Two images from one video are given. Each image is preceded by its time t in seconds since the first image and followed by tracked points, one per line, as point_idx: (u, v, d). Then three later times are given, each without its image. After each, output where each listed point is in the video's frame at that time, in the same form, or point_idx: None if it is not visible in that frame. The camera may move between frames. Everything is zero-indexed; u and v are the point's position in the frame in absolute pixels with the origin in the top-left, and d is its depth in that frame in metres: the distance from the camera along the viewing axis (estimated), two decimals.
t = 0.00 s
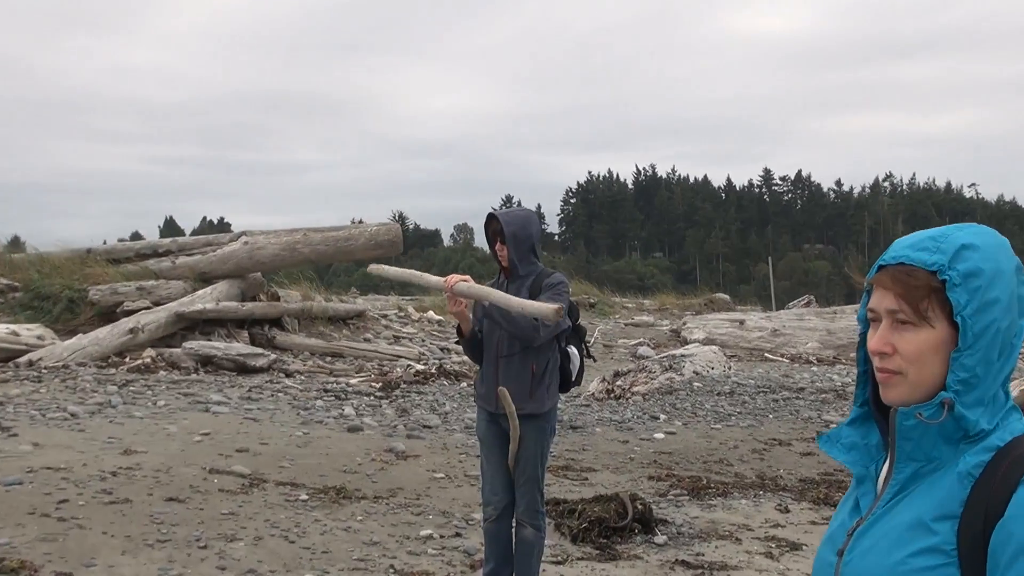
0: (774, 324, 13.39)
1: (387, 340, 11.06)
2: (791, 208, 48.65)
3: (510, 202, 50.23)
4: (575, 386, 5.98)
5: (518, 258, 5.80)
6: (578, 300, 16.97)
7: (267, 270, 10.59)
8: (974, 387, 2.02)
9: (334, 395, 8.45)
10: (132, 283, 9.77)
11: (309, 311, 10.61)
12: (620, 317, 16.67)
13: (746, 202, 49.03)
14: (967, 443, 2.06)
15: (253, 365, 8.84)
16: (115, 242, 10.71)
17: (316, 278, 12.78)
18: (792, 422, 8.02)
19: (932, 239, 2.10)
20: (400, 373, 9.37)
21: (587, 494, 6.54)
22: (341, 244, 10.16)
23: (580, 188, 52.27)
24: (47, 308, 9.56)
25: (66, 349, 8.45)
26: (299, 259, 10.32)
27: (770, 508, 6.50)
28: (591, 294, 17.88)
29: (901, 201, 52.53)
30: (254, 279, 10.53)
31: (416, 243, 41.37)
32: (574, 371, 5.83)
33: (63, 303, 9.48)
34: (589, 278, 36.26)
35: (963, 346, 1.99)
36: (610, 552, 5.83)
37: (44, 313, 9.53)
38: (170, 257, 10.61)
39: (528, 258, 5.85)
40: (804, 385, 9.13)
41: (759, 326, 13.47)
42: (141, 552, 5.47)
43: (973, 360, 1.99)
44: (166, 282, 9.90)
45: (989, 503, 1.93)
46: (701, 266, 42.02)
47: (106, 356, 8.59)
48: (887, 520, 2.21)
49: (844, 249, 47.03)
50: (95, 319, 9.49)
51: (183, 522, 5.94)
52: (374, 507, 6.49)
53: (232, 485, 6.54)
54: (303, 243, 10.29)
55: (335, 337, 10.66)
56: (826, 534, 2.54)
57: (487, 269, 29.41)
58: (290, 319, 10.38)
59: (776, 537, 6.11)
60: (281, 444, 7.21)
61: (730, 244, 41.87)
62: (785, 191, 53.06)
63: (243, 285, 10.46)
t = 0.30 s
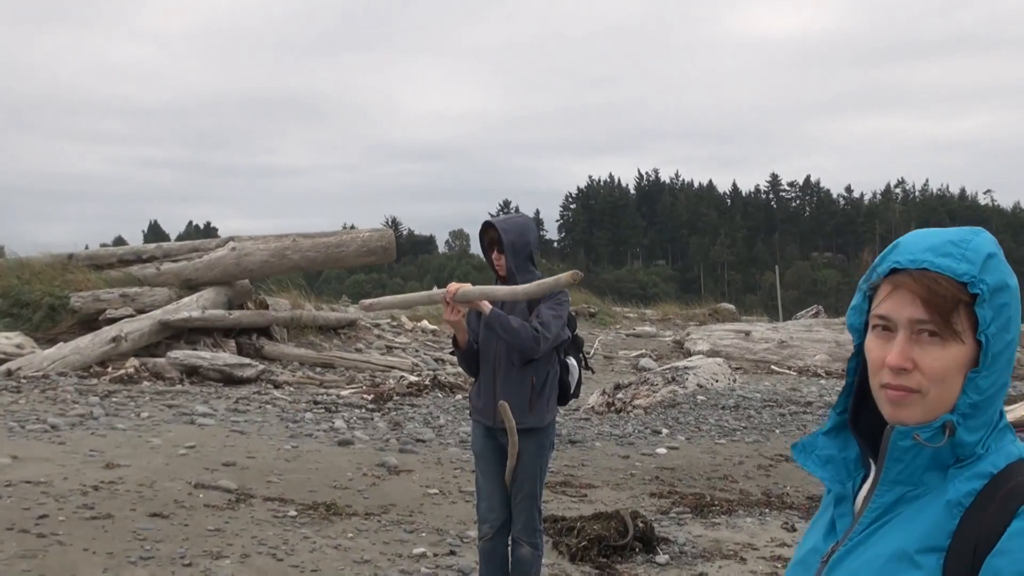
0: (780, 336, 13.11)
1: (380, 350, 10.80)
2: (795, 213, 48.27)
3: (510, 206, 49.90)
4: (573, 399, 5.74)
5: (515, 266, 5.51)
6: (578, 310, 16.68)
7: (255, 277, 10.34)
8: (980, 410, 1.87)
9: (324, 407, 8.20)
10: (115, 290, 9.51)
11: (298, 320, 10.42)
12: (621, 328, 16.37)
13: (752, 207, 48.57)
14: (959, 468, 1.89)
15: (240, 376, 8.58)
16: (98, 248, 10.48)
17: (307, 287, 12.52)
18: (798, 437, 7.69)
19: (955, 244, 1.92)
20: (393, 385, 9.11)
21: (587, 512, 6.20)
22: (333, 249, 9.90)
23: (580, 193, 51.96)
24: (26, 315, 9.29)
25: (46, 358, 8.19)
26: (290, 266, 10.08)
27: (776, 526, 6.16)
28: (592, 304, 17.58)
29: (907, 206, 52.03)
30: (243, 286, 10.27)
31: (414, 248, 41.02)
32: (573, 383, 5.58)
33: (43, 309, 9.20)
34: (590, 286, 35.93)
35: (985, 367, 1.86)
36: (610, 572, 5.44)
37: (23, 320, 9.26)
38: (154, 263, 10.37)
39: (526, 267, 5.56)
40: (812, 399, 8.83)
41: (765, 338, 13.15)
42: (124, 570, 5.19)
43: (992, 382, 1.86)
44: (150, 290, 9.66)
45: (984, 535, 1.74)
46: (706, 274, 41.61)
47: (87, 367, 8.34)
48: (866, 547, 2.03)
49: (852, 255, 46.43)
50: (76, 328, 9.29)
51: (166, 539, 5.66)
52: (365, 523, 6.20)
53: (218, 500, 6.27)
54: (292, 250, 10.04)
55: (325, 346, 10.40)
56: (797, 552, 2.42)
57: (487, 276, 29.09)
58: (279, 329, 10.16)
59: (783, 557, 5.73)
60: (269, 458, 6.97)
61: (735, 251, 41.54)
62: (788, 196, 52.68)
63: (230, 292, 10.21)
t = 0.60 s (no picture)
0: (792, 345, 13.06)
1: (390, 355, 10.81)
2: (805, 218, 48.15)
3: (518, 209, 49.90)
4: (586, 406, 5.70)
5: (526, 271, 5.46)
6: (589, 316, 16.66)
7: (267, 280, 10.36)
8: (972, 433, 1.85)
9: (335, 411, 8.21)
10: (128, 293, 9.54)
11: (309, 324, 10.39)
12: (632, 335, 16.35)
13: (761, 211, 48.46)
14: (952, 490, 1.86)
15: (251, 379, 8.59)
16: (111, 250, 10.50)
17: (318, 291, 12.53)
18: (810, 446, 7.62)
19: (940, 260, 1.89)
20: (404, 390, 9.11)
21: (597, 519, 6.18)
22: (345, 254, 9.92)
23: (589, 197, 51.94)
24: (38, 316, 9.32)
25: (59, 360, 8.22)
26: (301, 270, 10.11)
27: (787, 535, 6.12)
28: (603, 310, 17.56)
29: (917, 213, 51.83)
30: (255, 290, 10.29)
31: (423, 252, 40.94)
32: (585, 391, 5.55)
33: (56, 311, 9.23)
34: (600, 291, 35.93)
35: (977, 389, 1.84)
36: None
37: (35, 321, 9.29)
38: (167, 266, 10.39)
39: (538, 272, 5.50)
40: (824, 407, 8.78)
41: (777, 347, 13.09)
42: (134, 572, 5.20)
43: (980, 404, 1.84)
44: (162, 292, 9.69)
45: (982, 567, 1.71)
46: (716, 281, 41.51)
47: (99, 368, 8.36)
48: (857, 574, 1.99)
49: (861, 262, 46.28)
50: (88, 330, 9.28)
51: (176, 542, 5.66)
52: (374, 528, 6.19)
53: (228, 504, 6.28)
54: (304, 254, 10.07)
55: (336, 350, 10.41)
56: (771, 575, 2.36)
57: (496, 281, 29.09)
58: (290, 332, 10.14)
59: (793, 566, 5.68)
60: (280, 462, 6.97)
61: (746, 258, 41.43)
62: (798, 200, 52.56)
63: (243, 296, 10.23)
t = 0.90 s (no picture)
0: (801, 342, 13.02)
1: (398, 351, 10.81)
2: (813, 217, 48.03)
3: (526, 208, 49.90)
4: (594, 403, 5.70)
5: (533, 269, 5.42)
6: (599, 313, 16.64)
7: (276, 277, 10.38)
8: (861, 434, 1.77)
9: (343, 407, 8.21)
10: (137, 289, 9.56)
11: (318, 321, 10.40)
12: (641, 332, 16.32)
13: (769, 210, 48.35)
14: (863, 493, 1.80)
15: (259, 375, 8.60)
16: (121, 246, 10.54)
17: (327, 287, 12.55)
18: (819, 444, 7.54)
19: (772, 266, 1.85)
20: (412, 386, 9.11)
21: (604, 516, 6.17)
22: (353, 250, 9.92)
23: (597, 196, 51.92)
24: (47, 312, 9.36)
25: (68, 356, 8.25)
26: (309, 266, 10.11)
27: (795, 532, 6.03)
28: (612, 307, 17.53)
29: (926, 213, 51.67)
30: (263, 286, 10.30)
31: (432, 248, 40.85)
32: (593, 388, 5.54)
33: (66, 307, 9.27)
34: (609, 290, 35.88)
35: (840, 391, 1.76)
36: None
37: (45, 317, 9.32)
38: (176, 262, 10.42)
39: (544, 270, 5.46)
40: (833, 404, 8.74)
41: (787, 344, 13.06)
42: (142, 567, 5.20)
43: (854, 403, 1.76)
44: (171, 288, 9.71)
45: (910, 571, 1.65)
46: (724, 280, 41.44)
47: (108, 364, 8.38)
48: None
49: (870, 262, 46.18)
50: (97, 325, 9.31)
51: (184, 537, 5.67)
52: (382, 524, 6.19)
53: (236, 499, 6.28)
54: (313, 250, 10.07)
55: (344, 347, 10.42)
56: None
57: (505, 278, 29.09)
58: (298, 329, 10.14)
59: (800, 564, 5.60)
60: (288, 458, 6.98)
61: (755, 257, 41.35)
62: (806, 198, 52.41)
63: (252, 292, 10.25)
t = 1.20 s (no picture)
0: (800, 339, 13.01)
1: (397, 348, 10.80)
2: (815, 215, 48.00)
3: (527, 206, 49.88)
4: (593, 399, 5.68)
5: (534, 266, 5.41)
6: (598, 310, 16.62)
7: (275, 273, 10.38)
8: (612, 448, 1.88)
9: (342, 404, 8.21)
10: (137, 284, 9.57)
11: (317, 316, 10.40)
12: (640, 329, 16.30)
13: (771, 209, 48.28)
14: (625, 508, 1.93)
15: (259, 371, 8.60)
16: (121, 241, 10.54)
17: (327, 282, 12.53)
18: (818, 440, 7.48)
19: (519, 287, 1.95)
20: (411, 383, 9.10)
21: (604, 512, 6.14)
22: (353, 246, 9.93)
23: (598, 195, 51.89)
24: (47, 307, 9.36)
25: (68, 351, 8.25)
26: (309, 262, 10.11)
27: (794, 530, 5.92)
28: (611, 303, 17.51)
29: (927, 211, 51.64)
30: (263, 282, 10.31)
31: (432, 244, 40.70)
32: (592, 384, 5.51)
33: (66, 302, 9.27)
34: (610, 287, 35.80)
35: (583, 410, 1.86)
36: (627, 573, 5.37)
37: (45, 313, 9.34)
38: (176, 258, 10.42)
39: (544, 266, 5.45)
40: (832, 401, 8.73)
41: (787, 341, 13.06)
42: (141, 562, 5.20)
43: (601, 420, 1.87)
44: (171, 284, 9.71)
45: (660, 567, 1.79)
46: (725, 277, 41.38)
47: (108, 360, 8.39)
48: None
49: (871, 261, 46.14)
50: (97, 320, 9.32)
51: (183, 532, 5.67)
52: (381, 520, 6.19)
53: (236, 495, 6.28)
54: (313, 246, 10.07)
55: (344, 343, 10.42)
56: None
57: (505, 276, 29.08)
58: (298, 324, 10.20)
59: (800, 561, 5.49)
60: (287, 454, 6.97)
61: (756, 255, 41.31)
62: (807, 196, 52.35)
63: (251, 288, 10.26)
